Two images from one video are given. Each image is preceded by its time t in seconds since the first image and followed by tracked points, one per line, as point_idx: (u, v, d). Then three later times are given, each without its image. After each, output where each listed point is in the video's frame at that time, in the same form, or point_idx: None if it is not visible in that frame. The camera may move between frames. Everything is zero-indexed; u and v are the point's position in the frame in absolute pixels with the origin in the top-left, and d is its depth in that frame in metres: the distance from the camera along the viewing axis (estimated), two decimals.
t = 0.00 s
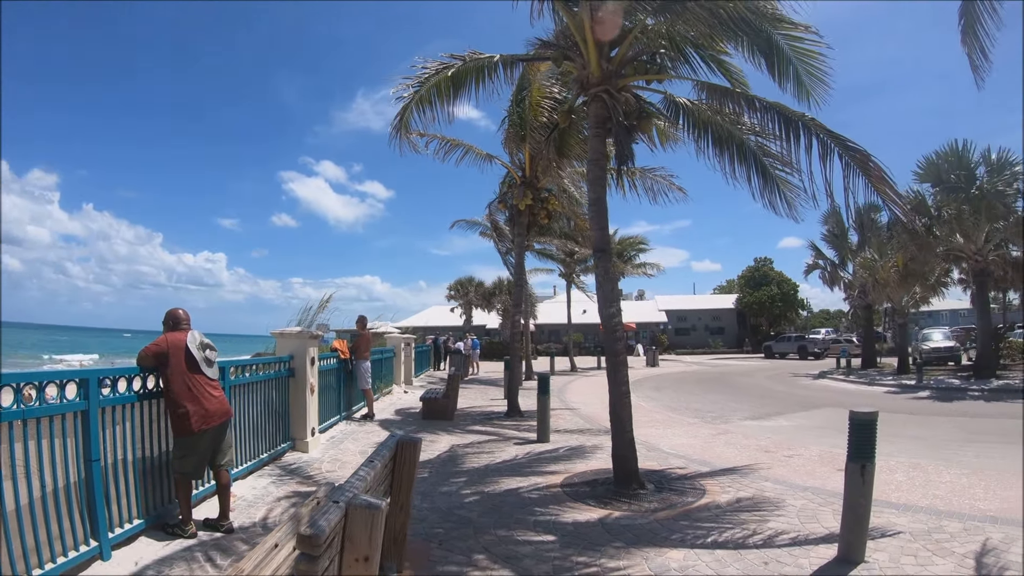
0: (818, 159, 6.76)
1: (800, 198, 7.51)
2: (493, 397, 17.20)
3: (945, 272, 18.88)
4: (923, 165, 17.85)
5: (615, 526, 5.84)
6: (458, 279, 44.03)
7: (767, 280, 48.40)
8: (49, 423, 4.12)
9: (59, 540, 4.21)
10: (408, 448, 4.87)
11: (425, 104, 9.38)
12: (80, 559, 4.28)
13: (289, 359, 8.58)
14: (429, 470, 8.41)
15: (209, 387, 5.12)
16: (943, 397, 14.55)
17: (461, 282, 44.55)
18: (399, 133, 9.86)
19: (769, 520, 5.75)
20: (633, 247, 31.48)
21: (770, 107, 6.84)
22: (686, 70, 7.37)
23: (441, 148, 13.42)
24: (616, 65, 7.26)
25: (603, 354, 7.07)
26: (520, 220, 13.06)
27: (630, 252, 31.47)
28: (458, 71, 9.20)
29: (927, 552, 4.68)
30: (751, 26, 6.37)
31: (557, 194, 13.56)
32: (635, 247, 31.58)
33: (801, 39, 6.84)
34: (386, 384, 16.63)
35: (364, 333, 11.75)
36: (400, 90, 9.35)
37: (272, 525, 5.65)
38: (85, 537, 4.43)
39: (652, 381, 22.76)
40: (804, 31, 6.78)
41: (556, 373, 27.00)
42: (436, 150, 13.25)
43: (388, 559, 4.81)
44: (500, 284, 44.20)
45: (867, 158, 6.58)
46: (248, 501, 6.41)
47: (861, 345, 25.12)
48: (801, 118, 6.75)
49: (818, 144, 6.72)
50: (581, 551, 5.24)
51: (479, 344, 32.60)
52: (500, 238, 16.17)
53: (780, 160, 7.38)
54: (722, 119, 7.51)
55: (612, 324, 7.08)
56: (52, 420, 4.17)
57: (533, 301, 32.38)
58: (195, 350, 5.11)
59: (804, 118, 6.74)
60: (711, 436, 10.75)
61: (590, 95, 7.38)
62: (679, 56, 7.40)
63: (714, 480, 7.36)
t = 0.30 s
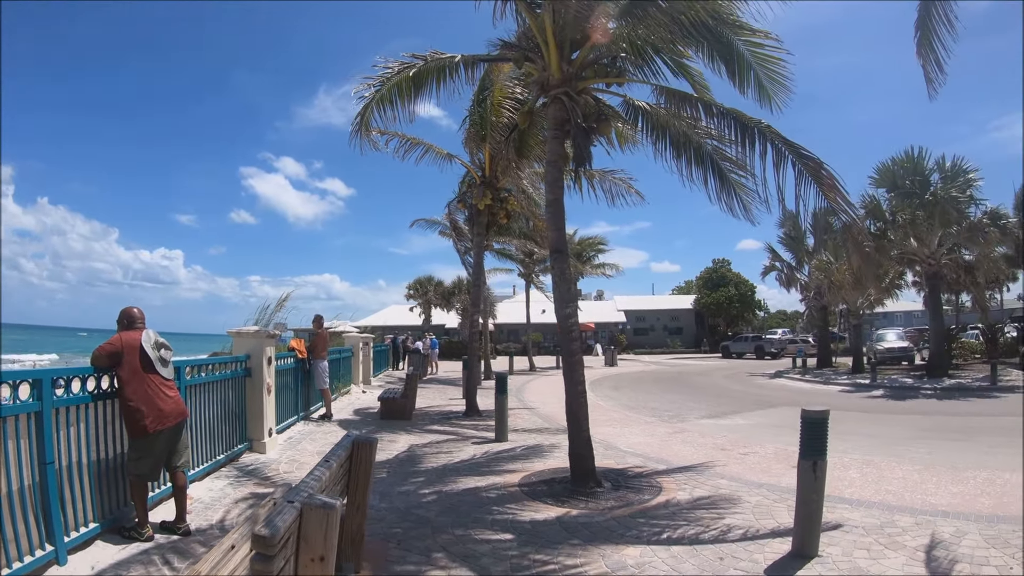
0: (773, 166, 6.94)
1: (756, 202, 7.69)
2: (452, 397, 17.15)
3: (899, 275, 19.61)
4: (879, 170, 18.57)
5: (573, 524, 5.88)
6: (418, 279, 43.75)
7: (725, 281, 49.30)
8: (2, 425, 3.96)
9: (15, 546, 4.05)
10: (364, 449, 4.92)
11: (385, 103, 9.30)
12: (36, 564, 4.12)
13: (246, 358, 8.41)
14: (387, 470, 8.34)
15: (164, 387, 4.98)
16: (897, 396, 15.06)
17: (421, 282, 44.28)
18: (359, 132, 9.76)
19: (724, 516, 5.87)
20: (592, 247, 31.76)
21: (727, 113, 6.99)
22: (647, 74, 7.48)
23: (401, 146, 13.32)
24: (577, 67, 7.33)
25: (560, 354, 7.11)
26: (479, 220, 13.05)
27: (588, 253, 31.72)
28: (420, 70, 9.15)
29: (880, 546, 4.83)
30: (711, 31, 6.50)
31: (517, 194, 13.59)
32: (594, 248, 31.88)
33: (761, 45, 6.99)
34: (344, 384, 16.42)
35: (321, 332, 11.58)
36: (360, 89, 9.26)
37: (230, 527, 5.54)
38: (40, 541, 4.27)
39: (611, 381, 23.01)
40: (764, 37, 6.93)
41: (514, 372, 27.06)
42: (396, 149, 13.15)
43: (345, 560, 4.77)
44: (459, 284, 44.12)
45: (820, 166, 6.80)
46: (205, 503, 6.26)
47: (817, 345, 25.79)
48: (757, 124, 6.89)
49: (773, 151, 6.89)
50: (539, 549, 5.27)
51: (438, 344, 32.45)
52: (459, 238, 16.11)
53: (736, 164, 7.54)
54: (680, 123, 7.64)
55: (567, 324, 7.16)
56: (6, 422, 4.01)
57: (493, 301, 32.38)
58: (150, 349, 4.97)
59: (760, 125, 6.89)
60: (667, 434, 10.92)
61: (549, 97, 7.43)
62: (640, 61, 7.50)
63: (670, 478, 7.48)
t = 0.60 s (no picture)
0: (734, 171, 7.07)
1: (719, 205, 7.79)
2: (412, 398, 17.05)
3: (858, 280, 20.18)
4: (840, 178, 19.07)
5: (533, 525, 5.90)
6: (380, 279, 43.34)
7: (687, 284, 50.00)
8: None
9: None
10: (322, 450, 4.86)
11: (350, 102, 9.22)
12: None
13: (205, 358, 8.22)
14: (347, 472, 8.24)
15: (122, 387, 4.84)
16: (854, 398, 15.47)
17: (383, 282, 43.87)
18: (323, 130, 9.65)
19: (684, 517, 5.95)
20: (554, 250, 31.92)
21: (690, 119, 7.10)
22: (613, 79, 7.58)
23: (365, 146, 13.21)
24: (542, 70, 7.36)
25: (520, 356, 7.14)
26: (441, 221, 13.02)
27: (550, 254, 31.85)
28: (386, 70, 9.08)
29: (837, 544, 4.96)
30: (677, 38, 6.61)
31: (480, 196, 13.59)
32: (556, 250, 32.06)
33: (726, 52, 7.13)
34: (305, 385, 16.18)
35: (282, 332, 11.37)
36: (324, 88, 9.16)
37: (189, 529, 5.40)
38: None
39: (573, 382, 23.16)
40: (730, 44, 7.08)
41: (476, 374, 27.02)
42: (360, 147, 13.03)
43: (303, 562, 4.67)
44: (421, 284, 43.90)
45: (779, 172, 6.94)
46: (164, 505, 6.10)
47: (778, 347, 26.37)
48: (719, 131, 6.99)
49: (734, 157, 7.02)
50: (499, 550, 5.27)
51: (399, 345, 32.19)
52: (421, 239, 16.02)
53: (698, 168, 7.66)
54: (644, 127, 7.73)
55: (526, 326, 7.18)
56: None
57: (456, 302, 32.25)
58: (107, 349, 4.82)
59: (722, 131, 6.99)
60: (628, 436, 11.04)
61: (514, 99, 7.46)
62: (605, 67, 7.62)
63: (630, 478, 7.57)
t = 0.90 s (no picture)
0: (702, 173, 7.17)
1: (687, 207, 7.88)
2: (379, 398, 16.91)
3: (823, 283, 20.65)
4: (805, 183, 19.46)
5: (498, 525, 5.90)
6: (347, 278, 42.94)
7: (654, 286, 50.46)
8: None
9: None
10: (286, 451, 4.78)
11: (318, 98, 9.12)
12: None
13: (169, 357, 8.03)
14: (312, 473, 8.13)
15: (84, 387, 4.69)
16: (818, 399, 15.85)
17: (349, 281, 43.51)
18: (290, 127, 9.51)
19: (650, 516, 6.01)
20: (521, 250, 31.96)
21: (658, 122, 7.18)
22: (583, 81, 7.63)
23: (332, 143, 13.05)
24: (511, 71, 7.37)
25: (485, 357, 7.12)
26: (408, 220, 12.95)
27: (517, 255, 31.85)
28: (355, 67, 8.98)
29: (800, 542, 5.06)
30: (647, 42, 6.67)
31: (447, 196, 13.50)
32: (524, 251, 32.09)
33: (696, 57, 7.22)
34: (270, 384, 15.92)
35: (247, 331, 11.17)
36: (292, 82, 9.03)
37: (153, 531, 5.27)
38: None
39: (540, 382, 23.25)
40: (700, 49, 7.17)
41: (443, 374, 26.93)
42: (327, 144, 12.87)
43: (268, 564, 4.59)
44: (389, 284, 43.63)
45: (747, 173, 7.05)
46: (127, 507, 5.95)
47: (743, 349, 26.86)
48: (687, 134, 7.08)
49: (703, 160, 7.11)
50: (464, 551, 5.26)
51: (366, 345, 31.90)
52: (388, 238, 15.88)
53: (666, 170, 7.74)
54: (613, 129, 7.79)
55: (493, 326, 7.15)
56: None
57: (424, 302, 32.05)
58: (69, 347, 4.67)
59: (690, 134, 7.08)
60: (593, 436, 11.12)
61: (483, 99, 7.45)
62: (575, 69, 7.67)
63: (595, 479, 7.62)
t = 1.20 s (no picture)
0: (670, 176, 7.25)
1: (656, 210, 7.95)
2: (347, 397, 16.75)
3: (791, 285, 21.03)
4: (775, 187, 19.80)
5: (465, 525, 5.88)
6: (316, 276, 42.49)
7: (624, 287, 50.86)
8: None
9: None
10: (250, 450, 4.69)
11: (288, 93, 9.00)
12: None
13: (134, 355, 7.84)
14: (279, 473, 8.00)
15: (47, 385, 4.55)
16: (785, 399, 16.15)
17: (319, 279, 43.08)
18: (258, 121, 9.35)
19: (617, 516, 6.05)
20: (492, 249, 31.93)
21: (628, 124, 7.25)
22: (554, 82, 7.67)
23: (303, 139, 12.88)
24: (482, 71, 7.35)
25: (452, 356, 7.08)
26: (378, 218, 12.85)
27: (488, 254, 31.79)
28: (326, 62, 8.87)
29: (767, 540, 5.15)
30: (619, 44, 6.70)
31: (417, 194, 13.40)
32: (495, 250, 32.05)
33: (669, 61, 7.29)
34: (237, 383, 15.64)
35: (213, 328, 10.97)
36: (262, 76, 8.88)
37: (119, 533, 5.13)
38: None
39: (509, 382, 23.27)
40: (672, 53, 7.24)
41: (412, 373, 26.79)
42: (298, 140, 12.69)
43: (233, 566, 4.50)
44: (358, 282, 43.26)
45: (716, 177, 7.16)
46: (92, 508, 5.78)
47: (712, 349, 27.24)
48: (657, 136, 7.15)
49: (672, 162, 7.20)
50: (431, 551, 5.23)
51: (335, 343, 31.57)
52: (358, 236, 15.74)
53: (635, 172, 7.80)
54: (583, 131, 7.83)
55: (459, 326, 7.13)
56: None
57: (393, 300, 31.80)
58: (32, 344, 4.51)
59: (660, 137, 7.15)
60: (562, 435, 11.15)
61: (454, 98, 7.42)
62: (547, 70, 7.70)
63: (563, 478, 7.64)
